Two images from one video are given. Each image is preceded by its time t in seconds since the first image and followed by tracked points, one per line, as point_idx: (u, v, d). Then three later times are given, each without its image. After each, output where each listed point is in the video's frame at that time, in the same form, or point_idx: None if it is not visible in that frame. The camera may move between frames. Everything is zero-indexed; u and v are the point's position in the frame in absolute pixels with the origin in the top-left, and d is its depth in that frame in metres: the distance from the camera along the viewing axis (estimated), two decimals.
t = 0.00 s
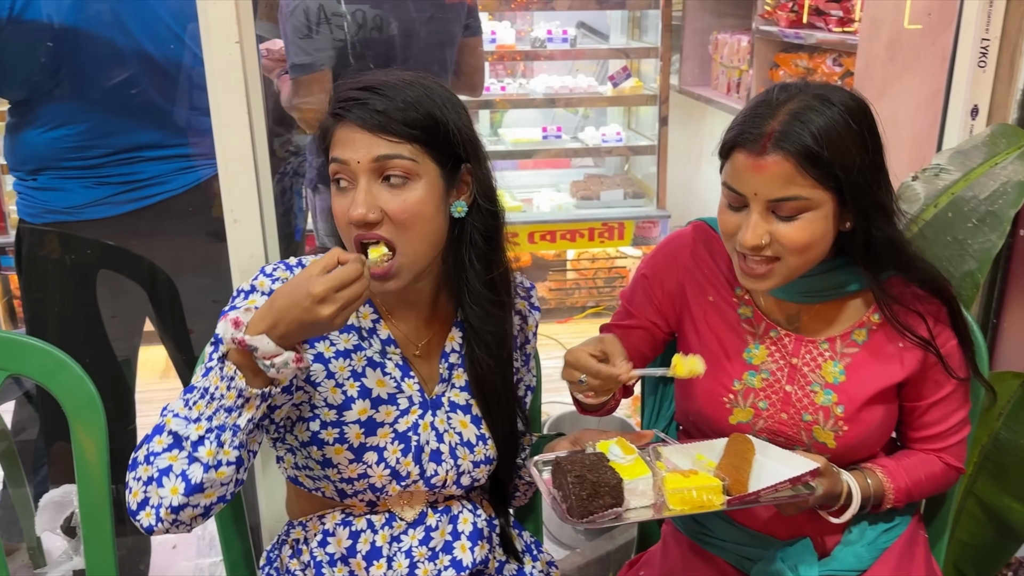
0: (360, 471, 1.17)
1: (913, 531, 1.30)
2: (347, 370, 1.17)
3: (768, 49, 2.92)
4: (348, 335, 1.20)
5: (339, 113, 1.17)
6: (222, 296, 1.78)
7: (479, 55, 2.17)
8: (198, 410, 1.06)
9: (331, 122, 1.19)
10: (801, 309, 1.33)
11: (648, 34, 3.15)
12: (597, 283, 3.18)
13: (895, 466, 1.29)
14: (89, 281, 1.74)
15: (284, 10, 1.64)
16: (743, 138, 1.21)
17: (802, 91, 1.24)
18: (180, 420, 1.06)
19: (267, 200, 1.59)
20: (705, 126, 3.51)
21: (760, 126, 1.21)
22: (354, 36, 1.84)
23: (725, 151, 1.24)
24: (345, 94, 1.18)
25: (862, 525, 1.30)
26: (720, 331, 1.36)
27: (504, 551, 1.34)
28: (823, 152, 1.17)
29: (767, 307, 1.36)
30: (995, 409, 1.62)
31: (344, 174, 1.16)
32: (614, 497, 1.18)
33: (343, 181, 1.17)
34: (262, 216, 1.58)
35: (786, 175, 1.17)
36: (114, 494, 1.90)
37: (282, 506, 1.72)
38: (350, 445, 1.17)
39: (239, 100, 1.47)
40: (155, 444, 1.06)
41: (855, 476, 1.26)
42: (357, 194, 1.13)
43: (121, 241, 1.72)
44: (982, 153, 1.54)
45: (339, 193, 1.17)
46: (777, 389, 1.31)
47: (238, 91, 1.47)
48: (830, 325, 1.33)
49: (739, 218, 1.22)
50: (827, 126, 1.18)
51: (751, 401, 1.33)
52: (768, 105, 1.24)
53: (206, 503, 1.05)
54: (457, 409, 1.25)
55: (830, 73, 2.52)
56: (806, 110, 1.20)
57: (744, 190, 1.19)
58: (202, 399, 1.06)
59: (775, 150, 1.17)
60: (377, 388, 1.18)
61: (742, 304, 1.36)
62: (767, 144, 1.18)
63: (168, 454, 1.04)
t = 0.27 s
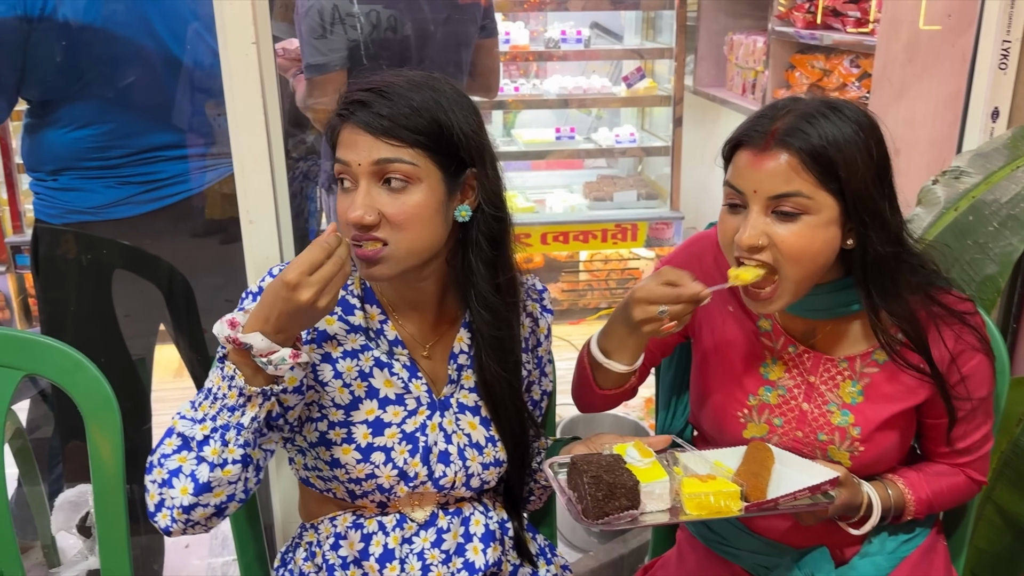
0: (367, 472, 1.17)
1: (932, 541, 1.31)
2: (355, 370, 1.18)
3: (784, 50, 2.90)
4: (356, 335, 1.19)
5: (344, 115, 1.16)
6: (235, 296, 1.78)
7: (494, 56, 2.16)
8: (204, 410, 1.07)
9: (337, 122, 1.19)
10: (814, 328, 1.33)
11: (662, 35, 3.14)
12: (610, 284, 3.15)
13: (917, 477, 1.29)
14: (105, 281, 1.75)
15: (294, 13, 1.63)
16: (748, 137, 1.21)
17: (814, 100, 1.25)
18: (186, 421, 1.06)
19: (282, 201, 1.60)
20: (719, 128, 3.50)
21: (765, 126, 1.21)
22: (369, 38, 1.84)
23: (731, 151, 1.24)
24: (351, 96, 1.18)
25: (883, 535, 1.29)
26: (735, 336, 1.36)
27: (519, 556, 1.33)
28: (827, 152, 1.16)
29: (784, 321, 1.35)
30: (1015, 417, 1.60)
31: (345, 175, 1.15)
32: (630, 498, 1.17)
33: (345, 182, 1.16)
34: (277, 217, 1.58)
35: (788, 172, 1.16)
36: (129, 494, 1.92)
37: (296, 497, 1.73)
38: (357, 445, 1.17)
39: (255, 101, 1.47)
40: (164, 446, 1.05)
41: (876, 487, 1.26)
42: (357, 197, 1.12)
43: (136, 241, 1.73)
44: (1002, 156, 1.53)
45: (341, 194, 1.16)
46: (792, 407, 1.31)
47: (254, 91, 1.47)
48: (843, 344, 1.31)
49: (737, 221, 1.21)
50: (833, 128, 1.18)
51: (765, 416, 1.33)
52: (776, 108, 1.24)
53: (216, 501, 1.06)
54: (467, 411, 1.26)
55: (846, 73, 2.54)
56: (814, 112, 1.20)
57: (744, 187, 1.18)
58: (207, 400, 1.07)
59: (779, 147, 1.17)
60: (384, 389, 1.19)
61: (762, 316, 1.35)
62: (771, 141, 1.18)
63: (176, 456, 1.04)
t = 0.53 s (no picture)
0: (375, 476, 1.17)
1: (946, 551, 1.29)
2: (362, 375, 1.18)
3: (797, 51, 2.89)
4: (362, 340, 1.19)
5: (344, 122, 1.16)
6: (245, 297, 1.79)
7: (506, 58, 2.15)
8: (209, 416, 1.07)
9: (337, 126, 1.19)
10: (832, 333, 1.31)
11: (674, 35, 3.12)
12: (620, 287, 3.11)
13: (931, 488, 1.27)
14: (116, 282, 1.76)
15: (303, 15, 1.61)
16: (756, 141, 1.21)
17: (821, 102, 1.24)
18: (192, 427, 1.07)
19: (292, 204, 1.60)
20: (731, 130, 3.48)
21: (772, 129, 1.21)
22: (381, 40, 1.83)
23: (739, 155, 1.24)
24: (352, 103, 1.17)
25: (896, 546, 1.28)
26: (748, 343, 1.35)
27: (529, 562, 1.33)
28: (835, 156, 1.15)
29: (800, 327, 1.34)
30: None
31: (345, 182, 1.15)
32: (639, 511, 1.17)
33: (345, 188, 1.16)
34: (287, 220, 1.58)
35: (794, 174, 1.15)
36: (138, 496, 1.93)
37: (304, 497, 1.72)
38: (364, 450, 1.16)
39: (266, 103, 1.47)
40: (171, 452, 1.06)
41: (889, 497, 1.24)
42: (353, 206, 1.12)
43: (147, 243, 1.74)
44: (1019, 162, 1.51)
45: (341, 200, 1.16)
46: (808, 416, 1.29)
47: (265, 94, 1.47)
48: (857, 350, 1.30)
49: (747, 224, 1.20)
50: (841, 131, 1.17)
51: (781, 426, 1.31)
52: (782, 114, 1.24)
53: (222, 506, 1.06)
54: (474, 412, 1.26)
55: (860, 76, 2.53)
56: (821, 117, 1.19)
57: (753, 191, 1.18)
58: (209, 405, 1.09)
59: (787, 150, 1.16)
60: (392, 393, 1.18)
61: (778, 324, 1.34)
62: (778, 143, 1.18)
63: (181, 462, 1.05)
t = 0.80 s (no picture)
0: (376, 479, 1.17)
1: (951, 555, 1.29)
2: (362, 377, 1.17)
3: (804, 54, 2.88)
4: (362, 341, 1.19)
5: (352, 133, 1.14)
6: (250, 297, 1.80)
7: (511, 60, 2.16)
8: (229, 445, 1.04)
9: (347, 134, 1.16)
10: (842, 327, 1.31)
11: (681, 37, 3.11)
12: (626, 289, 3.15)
13: (936, 491, 1.26)
14: (120, 284, 1.76)
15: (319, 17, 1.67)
16: (775, 130, 1.21)
17: (840, 92, 1.23)
18: (214, 456, 1.04)
19: (296, 206, 1.60)
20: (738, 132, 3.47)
21: (791, 118, 1.21)
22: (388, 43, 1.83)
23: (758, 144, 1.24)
24: (357, 112, 1.15)
25: (902, 550, 1.28)
26: (755, 340, 1.35)
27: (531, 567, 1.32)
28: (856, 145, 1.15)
29: (807, 325, 1.33)
30: None
31: (362, 194, 1.14)
32: (643, 518, 1.17)
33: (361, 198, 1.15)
34: (291, 222, 1.58)
35: (815, 162, 1.15)
36: (142, 497, 1.94)
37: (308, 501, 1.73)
38: (364, 452, 1.16)
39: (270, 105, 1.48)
40: (193, 479, 1.05)
41: (894, 500, 1.24)
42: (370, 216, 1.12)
43: (152, 244, 1.75)
44: None
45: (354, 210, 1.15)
46: (816, 413, 1.28)
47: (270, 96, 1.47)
48: (867, 343, 1.29)
49: (767, 213, 1.20)
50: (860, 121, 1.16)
51: (788, 422, 1.31)
52: (798, 104, 1.23)
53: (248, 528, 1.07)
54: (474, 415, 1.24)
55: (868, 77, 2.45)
56: (838, 105, 1.19)
57: (773, 179, 1.18)
58: (231, 436, 1.04)
59: (807, 137, 1.16)
60: (393, 395, 1.18)
61: (786, 320, 1.34)
62: (798, 132, 1.17)
63: (205, 490, 1.05)
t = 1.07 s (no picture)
0: (372, 481, 1.17)
1: (952, 558, 1.28)
2: (354, 381, 1.18)
3: (806, 56, 2.88)
4: (352, 346, 1.19)
5: (428, 143, 1.09)
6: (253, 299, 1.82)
7: (511, 64, 2.16)
8: (291, 498, 1.03)
9: (410, 145, 1.10)
10: (847, 322, 1.31)
11: (683, 40, 3.11)
12: (628, 291, 3.20)
13: (937, 495, 1.26)
14: (122, 286, 1.77)
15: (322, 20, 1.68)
16: (801, 115, 1.22)
17: (867, 82, 1.24)
18: (273, 510, 1.02)
19: (297, 209, 1.60)
20: (740, 135, 3.47)
21: (817, 104, 1.21)
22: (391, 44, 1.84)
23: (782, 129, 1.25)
24: (430, 121, 1.10)
25: (902, 552, 1.28)
26: (755, 346, 1.34)
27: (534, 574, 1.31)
28: (878, 135, 1.16)
29: (805, 322, 1.34)
30: None
31: (433, 203, 1.10)
32: (647, 534, 1.16)
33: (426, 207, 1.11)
34: (292, 225, 1.59)
35: (835, 149, 1.16)
36: (143, 499, 1.95)
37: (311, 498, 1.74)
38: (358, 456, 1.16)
39: (271, 108, 1.48)
40: (250, 528, 1.02)
41: (894, 505, 1.24)
42: (448, 222, 1.11)
43: (154, 247, 1.76)
44: None
45: (420, 221, 1.10)
46: (817, 409, 1.29)
47: (270, 99, 1.48)
48: (873, 331, 1.30)
49: (787, 195, 1.22)
50: (881, 112, 1.17)
51: (789, 420, 1.31)
52: (823, 92, 1.24)
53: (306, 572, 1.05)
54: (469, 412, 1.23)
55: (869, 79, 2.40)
56: (862, 94, 1.19)
57: (794, 162, 1.19)
58: (291, 488, 1.03)
59: (830, 124, 1.17)
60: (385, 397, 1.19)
61: (782, 321, 1.34)
62: (823, 117, 1.18)
63: (263, 540, 1.01)
